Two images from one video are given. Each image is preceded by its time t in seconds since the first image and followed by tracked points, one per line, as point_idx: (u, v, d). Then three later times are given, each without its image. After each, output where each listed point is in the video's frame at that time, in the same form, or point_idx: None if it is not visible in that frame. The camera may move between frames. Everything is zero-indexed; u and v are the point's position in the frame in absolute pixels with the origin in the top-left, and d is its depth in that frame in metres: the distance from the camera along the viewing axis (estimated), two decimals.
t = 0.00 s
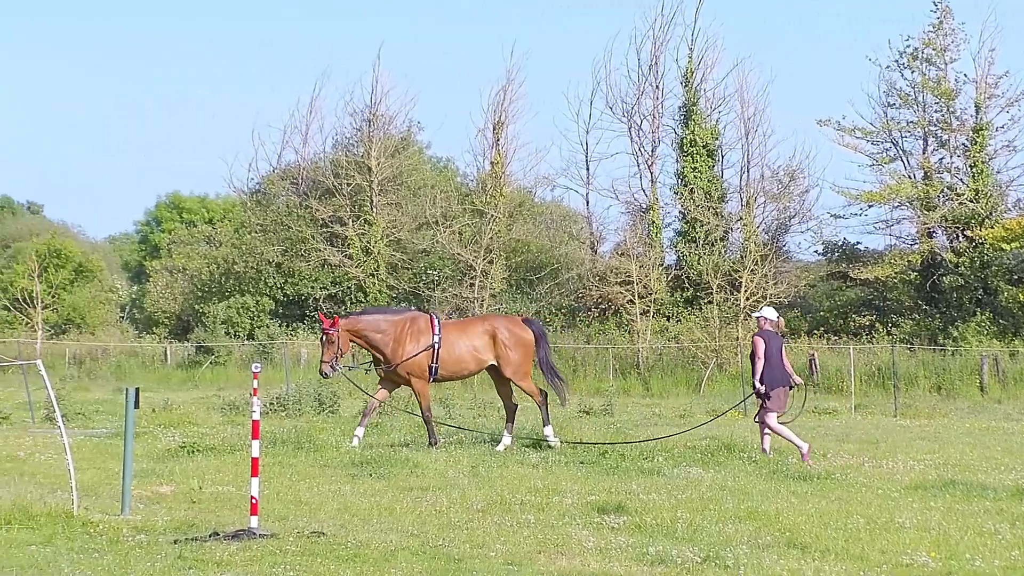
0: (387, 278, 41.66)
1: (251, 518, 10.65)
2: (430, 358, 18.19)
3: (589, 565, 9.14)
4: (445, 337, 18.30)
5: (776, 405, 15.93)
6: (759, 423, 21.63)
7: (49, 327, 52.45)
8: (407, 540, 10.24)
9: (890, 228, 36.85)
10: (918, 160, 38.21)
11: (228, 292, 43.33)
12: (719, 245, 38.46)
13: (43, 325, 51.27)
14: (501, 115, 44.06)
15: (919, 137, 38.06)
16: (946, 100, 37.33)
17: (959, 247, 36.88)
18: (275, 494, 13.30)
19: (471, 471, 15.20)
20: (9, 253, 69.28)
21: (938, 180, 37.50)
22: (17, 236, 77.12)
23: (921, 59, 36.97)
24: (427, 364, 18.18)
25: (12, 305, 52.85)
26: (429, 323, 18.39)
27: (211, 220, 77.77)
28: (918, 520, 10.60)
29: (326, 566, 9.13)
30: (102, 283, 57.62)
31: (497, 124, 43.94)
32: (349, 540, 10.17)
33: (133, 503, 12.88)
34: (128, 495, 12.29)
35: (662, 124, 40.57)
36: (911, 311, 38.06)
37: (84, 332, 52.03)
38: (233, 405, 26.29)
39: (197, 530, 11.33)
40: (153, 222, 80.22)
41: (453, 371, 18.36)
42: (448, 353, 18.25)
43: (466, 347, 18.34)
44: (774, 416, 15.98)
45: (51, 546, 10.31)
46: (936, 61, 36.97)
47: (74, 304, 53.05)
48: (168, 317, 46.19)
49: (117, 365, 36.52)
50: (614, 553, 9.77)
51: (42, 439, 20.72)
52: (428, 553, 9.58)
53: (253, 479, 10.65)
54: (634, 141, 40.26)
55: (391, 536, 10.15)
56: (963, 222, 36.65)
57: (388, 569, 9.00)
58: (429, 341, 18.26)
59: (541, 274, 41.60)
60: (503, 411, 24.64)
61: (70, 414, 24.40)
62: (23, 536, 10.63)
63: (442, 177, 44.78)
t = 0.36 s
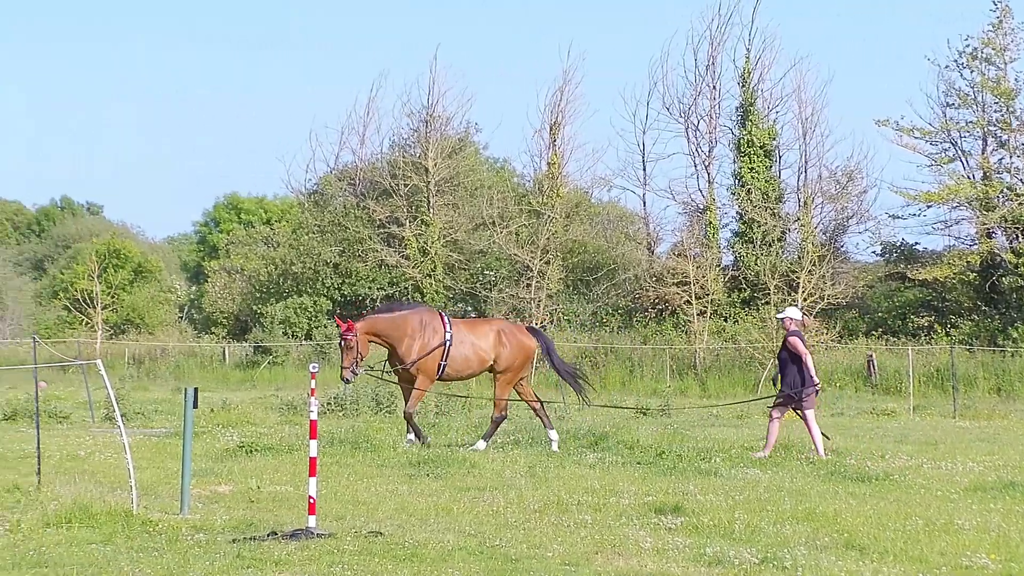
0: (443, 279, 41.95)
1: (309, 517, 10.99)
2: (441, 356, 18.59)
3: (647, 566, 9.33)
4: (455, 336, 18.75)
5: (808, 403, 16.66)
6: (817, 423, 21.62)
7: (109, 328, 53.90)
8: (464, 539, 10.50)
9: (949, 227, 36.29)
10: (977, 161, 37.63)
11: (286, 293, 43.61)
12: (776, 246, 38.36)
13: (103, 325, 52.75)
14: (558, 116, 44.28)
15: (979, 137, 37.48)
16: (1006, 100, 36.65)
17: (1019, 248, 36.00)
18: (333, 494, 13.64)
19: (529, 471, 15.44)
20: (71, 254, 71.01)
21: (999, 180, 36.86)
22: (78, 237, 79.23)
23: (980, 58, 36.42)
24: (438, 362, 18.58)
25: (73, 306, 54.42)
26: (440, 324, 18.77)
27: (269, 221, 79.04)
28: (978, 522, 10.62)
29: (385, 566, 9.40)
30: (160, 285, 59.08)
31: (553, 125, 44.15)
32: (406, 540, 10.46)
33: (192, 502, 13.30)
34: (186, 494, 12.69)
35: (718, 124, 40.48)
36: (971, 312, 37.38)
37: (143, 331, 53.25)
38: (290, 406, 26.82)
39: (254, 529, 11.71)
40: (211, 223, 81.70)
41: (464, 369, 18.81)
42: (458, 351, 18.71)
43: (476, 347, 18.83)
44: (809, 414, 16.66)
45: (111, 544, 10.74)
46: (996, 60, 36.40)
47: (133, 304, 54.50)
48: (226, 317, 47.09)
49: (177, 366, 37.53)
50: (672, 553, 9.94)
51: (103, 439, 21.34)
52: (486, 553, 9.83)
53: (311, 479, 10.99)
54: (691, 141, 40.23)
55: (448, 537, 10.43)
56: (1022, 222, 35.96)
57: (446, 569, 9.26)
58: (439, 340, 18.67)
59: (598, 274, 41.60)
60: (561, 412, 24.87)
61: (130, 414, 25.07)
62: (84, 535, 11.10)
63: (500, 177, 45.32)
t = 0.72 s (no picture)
0: (493, 279, 42.14)
1: (359, 517, 11.25)
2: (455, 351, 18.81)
3: (698, 566, 9.47)
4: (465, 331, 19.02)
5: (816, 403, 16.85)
6: (869, 423, 21.57)
7: (161, 327, 55.01)
8: (513, 539, 10.70)
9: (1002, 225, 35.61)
10: None
11: (336, 293, 44.02)
12: (827, 245, 37.91)
13: (155, 325, 53.85)
14: (607, 116, 44.29)
15: None
16: None
17: None
18: (383, 494, 13.90)
19: (581, 471, 15.59)
20: (123, 254, 72.44)
21: None
22: (129, 237, 80.80)
23: None
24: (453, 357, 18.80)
25: (126, 305, 55.43)
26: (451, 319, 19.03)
27: (319, 220, 80.02)
28: None
29: (436, 566, 9.61)
30: (209, 285, 60.35)
31: (603, 125, 44.21)
32: (456, 540, 10.68)
33: (243, 502, 13.63)
34: (237, 494, 13.03)
35: (769, 124, 40.23)
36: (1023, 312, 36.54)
37: (194, 330, 54.30)
38: (340, 405, 27.26)
39: (305, 529, 12.01)
40: (262, 223, 82.86)
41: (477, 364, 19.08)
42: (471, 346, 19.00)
43: (487, 340, 19.20)
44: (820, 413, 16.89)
45: (163, 543, 11.09)
46: None
47: (184, 304, 55.66)
48: (276, 317, 47.80)
49: (228, 366, 38.21)
50: (722, 553, 10.05)
51: (155, 437, 21.89)
52: (536, 553, 10.03)
53: (362, 479, 11.24)
54: (741, 140, 40.03)
55: (497, 538, 10.64)
56: None
57: (495, 568, 9.45)
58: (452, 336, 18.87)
59: (647, 274, 41.53)
60: (612, 412, 25.03)
61: (181, 413, 25.66)
62: (136, 534, 11.46)
63: (550, 177, 45.54)
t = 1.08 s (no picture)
0: (542, 279, 42.19)
1: (409, 516, 11.52)
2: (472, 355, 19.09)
3: (747, 565, 9.62)
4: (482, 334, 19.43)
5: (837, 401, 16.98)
6: (920, 422, 21.49)
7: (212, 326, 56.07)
8: (562, 539, 10.90)
9: None
10: None
11: (385, 291, 44.03)
12: (877, 245, 37.73)
13: (206, 323, 54.90)
14: (656, 114, 44.34)
15: None
16: None
17: None
18: (432, 493, 14.19)
19: (630, 470, 15.75)
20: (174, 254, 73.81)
21: None
22: (180, 236, 82.36)
23: None
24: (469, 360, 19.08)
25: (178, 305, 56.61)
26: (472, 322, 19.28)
27: (369, 220, 80.87)
28: None
29: (485, 565, 9.83)
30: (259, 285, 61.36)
31: (653, 124, 44.22)
32: (506, 539, 10.91)
33: (293, 501, 13.98)
34: (287, 493, 13.40)
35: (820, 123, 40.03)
36: None
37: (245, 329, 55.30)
38: (389, 404, 27.70)
39: (354, 527, 12.33)
40: (312, 222, 83.95)
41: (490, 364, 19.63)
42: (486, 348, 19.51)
43: (501, 342, 19.86)
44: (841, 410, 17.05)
45: (213, 541, 11.48)
46: None
47: (236, 303, 56.73)
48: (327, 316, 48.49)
49: (278, 365, 38.85)
50: (772, 552, 10.18)
51: (206, 436, 22.46)
52: (586, 552, 10.24)
53: (412, 478, 11.49)
54: (791, 139, 39.90)
55: (546, 538, 10.85)
56: None
57: (545, 568, 9.67)
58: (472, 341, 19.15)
59: (697, 273, 41.47)
60: (661, 411, 25.17)
61: (232, 412, 26.26)
62: (187, 532, 11.86)
63: (600, 176, 45.69)
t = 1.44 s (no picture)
0: (585, 278, 42.25)
1: (451, 514, 11.74)
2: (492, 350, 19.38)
3: (790, 565, 9.74)
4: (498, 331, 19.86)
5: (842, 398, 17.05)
6: (965, 421, 21.36)
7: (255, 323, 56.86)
8: (603, 538, 11.06)
9: None
10: None
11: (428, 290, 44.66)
12: (921, 242, 37.33)
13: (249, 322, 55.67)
14: (696, 112, 44.27)
15: None
16: None
17: None
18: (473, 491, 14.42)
19: (671, 470, 15.86)
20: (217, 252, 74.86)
21: None
22: (223, 235, 83.52)
23: None
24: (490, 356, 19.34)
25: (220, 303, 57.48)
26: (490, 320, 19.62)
27: (410, 218, 81.42)
28: None
29: (527, 564, 10.02)
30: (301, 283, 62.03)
31: (694, 122, 44.20)
32: (547, 538, 11.11)
33: (335, 499, 14.29)
34: (329, 491, 13.72)
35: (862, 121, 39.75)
36: None
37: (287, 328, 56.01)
38: (431, 403, 28.01)
39: (396, 525, 12.59)
40: (354, 221, 84.70)
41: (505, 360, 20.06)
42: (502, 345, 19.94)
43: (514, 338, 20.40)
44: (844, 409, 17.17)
45: (256, 539, 11.81)
46: None
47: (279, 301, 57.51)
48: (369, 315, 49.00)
49: (320, 364, 39.37)
50: (816, 552, 10.28)
51: (249, 434, 22.90)
52: (628, 551, 10.40)
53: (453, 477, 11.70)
54: (834, 138, 39.58)
55: (587, 537, 11.03)
56: None
57: (588, 567, 9.85)
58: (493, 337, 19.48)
59: (739, 272, 41.29)
60: (702, 409, 25.20)
61: (275, 411, 26.71)
62: (230, 530, 12.21)
63: (640, 175, 45.62)
